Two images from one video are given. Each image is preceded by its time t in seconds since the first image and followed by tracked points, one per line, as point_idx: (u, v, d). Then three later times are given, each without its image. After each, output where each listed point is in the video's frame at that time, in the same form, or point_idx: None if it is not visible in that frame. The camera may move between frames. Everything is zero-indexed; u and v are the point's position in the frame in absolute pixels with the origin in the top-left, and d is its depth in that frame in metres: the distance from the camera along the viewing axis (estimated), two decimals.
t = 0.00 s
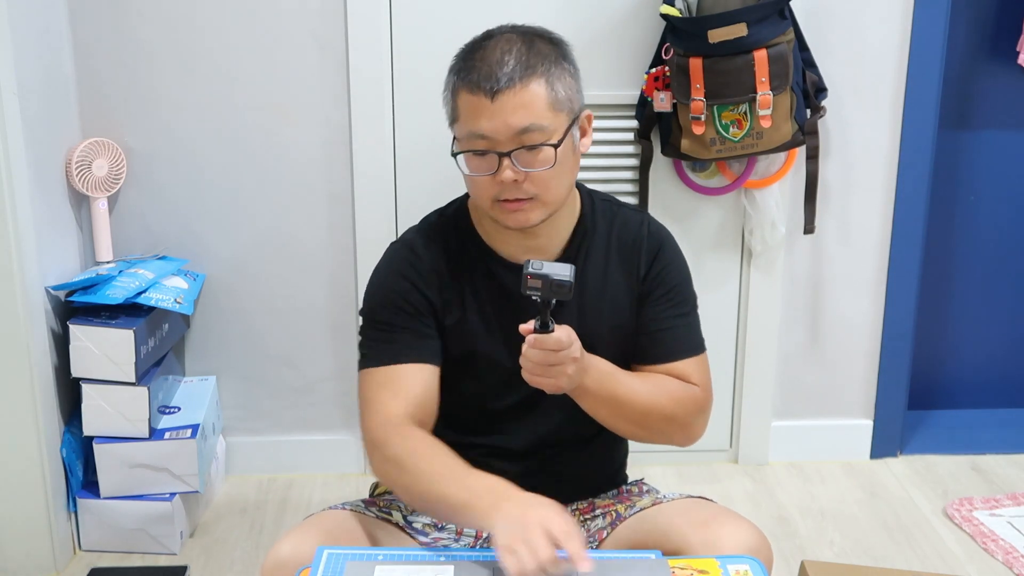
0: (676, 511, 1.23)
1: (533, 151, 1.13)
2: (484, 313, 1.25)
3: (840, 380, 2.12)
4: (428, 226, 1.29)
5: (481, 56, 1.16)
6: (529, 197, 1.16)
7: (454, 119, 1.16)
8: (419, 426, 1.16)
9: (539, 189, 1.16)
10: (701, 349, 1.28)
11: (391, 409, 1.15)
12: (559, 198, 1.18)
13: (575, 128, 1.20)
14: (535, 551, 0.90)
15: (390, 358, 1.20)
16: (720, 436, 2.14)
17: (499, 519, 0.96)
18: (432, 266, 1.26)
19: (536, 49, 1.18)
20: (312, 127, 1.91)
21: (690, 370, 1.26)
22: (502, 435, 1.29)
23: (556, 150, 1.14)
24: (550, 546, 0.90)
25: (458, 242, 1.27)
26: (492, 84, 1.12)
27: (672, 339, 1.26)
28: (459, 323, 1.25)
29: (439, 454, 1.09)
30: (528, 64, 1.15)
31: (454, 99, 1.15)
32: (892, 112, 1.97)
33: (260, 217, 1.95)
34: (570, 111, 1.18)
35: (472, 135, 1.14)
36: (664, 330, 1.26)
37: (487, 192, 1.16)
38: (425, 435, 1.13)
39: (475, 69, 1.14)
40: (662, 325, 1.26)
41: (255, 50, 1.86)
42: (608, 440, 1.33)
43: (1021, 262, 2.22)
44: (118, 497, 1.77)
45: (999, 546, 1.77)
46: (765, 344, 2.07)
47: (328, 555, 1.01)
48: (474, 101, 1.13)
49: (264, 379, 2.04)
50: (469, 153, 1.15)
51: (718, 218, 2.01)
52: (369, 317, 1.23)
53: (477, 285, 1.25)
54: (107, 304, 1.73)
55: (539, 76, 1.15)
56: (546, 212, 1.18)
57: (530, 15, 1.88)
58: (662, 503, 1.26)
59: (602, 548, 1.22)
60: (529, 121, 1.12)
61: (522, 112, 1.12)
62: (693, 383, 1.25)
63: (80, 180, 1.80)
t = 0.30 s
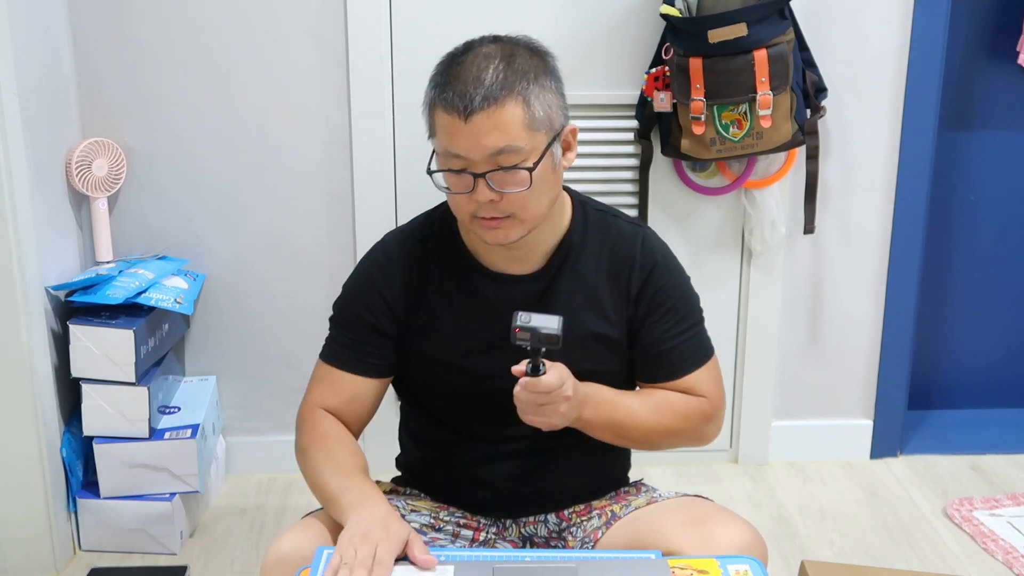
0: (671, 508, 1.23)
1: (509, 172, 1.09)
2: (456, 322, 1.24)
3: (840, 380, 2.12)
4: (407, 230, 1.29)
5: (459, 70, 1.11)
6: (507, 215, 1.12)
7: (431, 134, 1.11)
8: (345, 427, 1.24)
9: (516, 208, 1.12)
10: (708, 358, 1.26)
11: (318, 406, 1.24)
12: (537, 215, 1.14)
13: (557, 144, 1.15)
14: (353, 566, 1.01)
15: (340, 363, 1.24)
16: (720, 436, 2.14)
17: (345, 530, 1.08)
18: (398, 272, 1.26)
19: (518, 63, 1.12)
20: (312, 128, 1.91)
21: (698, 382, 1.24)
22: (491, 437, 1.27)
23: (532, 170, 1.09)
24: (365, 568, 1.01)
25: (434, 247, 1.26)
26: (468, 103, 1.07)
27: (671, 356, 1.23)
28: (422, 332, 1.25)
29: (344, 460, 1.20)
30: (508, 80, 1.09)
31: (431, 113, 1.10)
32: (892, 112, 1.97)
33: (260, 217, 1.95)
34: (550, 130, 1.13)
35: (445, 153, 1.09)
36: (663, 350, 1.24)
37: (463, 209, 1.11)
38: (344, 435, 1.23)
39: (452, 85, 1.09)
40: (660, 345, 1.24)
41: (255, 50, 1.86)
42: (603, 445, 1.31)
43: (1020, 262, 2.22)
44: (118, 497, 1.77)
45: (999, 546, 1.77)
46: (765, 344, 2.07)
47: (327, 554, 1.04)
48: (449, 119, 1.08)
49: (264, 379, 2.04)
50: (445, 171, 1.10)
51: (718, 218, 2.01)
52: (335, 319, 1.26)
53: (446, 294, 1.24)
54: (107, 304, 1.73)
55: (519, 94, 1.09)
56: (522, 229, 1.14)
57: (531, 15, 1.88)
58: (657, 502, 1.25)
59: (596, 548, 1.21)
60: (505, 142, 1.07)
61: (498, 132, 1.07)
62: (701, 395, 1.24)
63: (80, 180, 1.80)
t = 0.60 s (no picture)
0: (668, 505, 1.24)
1: (501, 194, 1.06)
2: (439, 335, 1.23)
3: (840, 380, 2.12)
4: (390, 238, 1.27)
5: (444, 91, 1.06)
6: (498, 235, 1.10)
7: (416, 156, 1.08)
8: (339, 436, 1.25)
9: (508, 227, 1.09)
10: (696, 368, 1.24)
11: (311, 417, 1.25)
12: (528, 231, 1.12)
13: (546, 159, 1.12)
14: (351, 565, 1.02)
15: (324, 377, 1.24)
16: (721, 435, 2.14)
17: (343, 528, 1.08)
18: (379, 282, 1.25)
19: (504, 80, 1.08)
20: (312, 127, 1.91)
21: (684, 394, 1.23)
22: (478, 446, 1.27)
23: (526, 193, 1.07)
24: (365, 566, 1.02)
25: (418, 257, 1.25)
26: (457, 128, 1.03)
27: (656, 369, 1.22)
28: (404, 344, 1.24)
29: (341, 464, 1.20)
30: (496, 100, 1.05)
31: (416, 136, 1.06)
32: (893, 112, 1.97)
33: (260, 217, 1.95)
34: (540, 146, 1.10)
35: (434, 178, 1.06)
36: (648, 362, 1.22)
37: (453, 231, 1.09)
38: (338, 442, 1.24)
39: (437, 107, 1.05)
40: (646, 356, 1.22)
41: (255, 50, 1.86)
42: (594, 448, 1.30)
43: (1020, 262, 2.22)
44: (118, 497, 1.77)
45: (999, 546, 1.77)
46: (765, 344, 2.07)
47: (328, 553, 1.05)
48: (436, 143, 1.04)
49: (264, 379, 2.04)
50: (433, 195, 1.07)
51: (718, 218, 2.01)
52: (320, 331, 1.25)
53: (427, 308, 1.23)
54: (107, 304, 1.73)
55: (509, 113, 1.06)
56: (513, 247, 1.12)
57: (531, 15, 1.88)
58: (653, 501, 1.26)
59: (595, 549, 1.22)
60: (496, 165, 1.04)
61: (489, 155, 1.04)
62: (687, 407, 1.23)
63: (80, 180, 1.80)
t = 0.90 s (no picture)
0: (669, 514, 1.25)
1: (508, 218, 1.06)
2: (436, 348, 1.22)
3: (839, 380, 2.12)
4: (389, 247, 1.27)
5: (450, 112, 1.06)
6: (505, 257, 1.09)
7: (421, 178, 1.07)
8: (342, 439, 1.26)
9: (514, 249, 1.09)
10: (687, 408, 1.19)
11: (315, 420, 1.26)
12: (534, 251, 1.12)
13: (552, 180, 1.12)
14: (346, 560, 1.02)
15: (324, 385, 1.25)
16: (721, 435, 2.14)
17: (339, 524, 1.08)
18: (377, 294, 1.24)
19: (510, 100, 1.08)
20: (312, 127, 1.91)
21: (667, 431, 1.18)
22: (473, 457, 1.28)
23: (535, 216, 1.07)
24: (360, 560, 1.02)
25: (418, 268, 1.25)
26: (464, 151, 1.02)
27: (640, 400, 1.19)
28: (400, 358, 1.24)
29: (340, 463, 1.21)
30: (503, 122, 1.05)
31: (422, 158, 1.06)
32: (892, 112, 1.97)
33: (260, 217, 1.95)
34: (547, 167, 1.09)
35: (438, 201, 1.06)
36: (631, 392, 1.19)
37: (458, 253, 1.09)
38: (340, 443, 1.24)
39: (443, 129, 1.05)
40: (631, 386, 1.20)
41: (255, 50, 1.86)
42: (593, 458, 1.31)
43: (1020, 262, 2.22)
44: (118, 497, 1.77)
45: (999, 546, 1.77)
46: (765, 344, 2.07)
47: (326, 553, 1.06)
48: (442, 166, 1.04)
49: (263, 379, 2.04)
50: (438, 218, 1.07)
51: (718, 218, 2.01)
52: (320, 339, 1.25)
53: (424, 324, 1.23)
54: (107, 304, 1.73)
55: (516, 135, 1.05)
56: (520, 267, 1.12)
57: (531, 14, 1.88)
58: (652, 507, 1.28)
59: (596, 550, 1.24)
60: (505, 189, 1.04)
61: (496, 178, 1.03)
62: (668, 445, 1.17)
63: (80, 180, 1.80)
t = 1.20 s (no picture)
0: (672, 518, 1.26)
1: (513, 238, 1.06)
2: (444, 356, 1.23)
3: (839, 380, 2.12)
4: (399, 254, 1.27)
5: (465, 126, 1.06)
6: (510, 275, 1.09)
7: (432, 188, 1.08)
8: (338, 463, 1.20)
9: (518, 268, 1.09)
10: (682, 433, 1.17)
11: (315, 441, 1.20)
12: (540, 271, 1.11)
13: (564, 202, 1.11)
14: None
15: (337, 396, 1.22)
16: (721, 435, 2.14)
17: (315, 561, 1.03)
18: (388, 300, 1.24)
19: (527, 119, 1.08)
20: (312, 128, 1.91)
21: (661, 453, 1.17)
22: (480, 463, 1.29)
23: (541, 238, 1.06)
24: None
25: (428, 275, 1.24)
26: (473, 167, 1.02)
27: (633, 420, 1.18)
28: (414, 365, 1.24)
29: (328, 488, 1.15)
30: (517, 141, 1.04)
31: (434, 169, 1.06)
32: (892, 112, 1.97)
33: (260, 217, 1.95)
34: (559, 190, 1.09)
35: (446, 213, 1.06)
36: (626, 411, 1.19)
37: (463, 264, 1.09)
38: (333, 467, 1.18)
39: (457, 143, 1.05)
40: (627, 406, 1.19)
41: (255, 50, 1.86)
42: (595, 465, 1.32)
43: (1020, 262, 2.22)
44: (118, 497, 1.77)
45: (999, 546, 1.77)
46: (765, 344, 2.07)
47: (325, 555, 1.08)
48: (451, 180, 1.04)
49: (263, 379, 2.04)
50: (446, 229, 1.08)
51: (718, 218, 2.01)
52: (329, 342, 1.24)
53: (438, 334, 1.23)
54: (107, 304, 1.73)
55: (530, 156, 1.04)
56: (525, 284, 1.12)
57: (531, 13, 1.88)
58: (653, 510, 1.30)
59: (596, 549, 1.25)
60: (512, 209, 1.04)
61: (505, 197, 1.03)
62: (661, 468, 1.16)
63: (80, 180, 1.80)
